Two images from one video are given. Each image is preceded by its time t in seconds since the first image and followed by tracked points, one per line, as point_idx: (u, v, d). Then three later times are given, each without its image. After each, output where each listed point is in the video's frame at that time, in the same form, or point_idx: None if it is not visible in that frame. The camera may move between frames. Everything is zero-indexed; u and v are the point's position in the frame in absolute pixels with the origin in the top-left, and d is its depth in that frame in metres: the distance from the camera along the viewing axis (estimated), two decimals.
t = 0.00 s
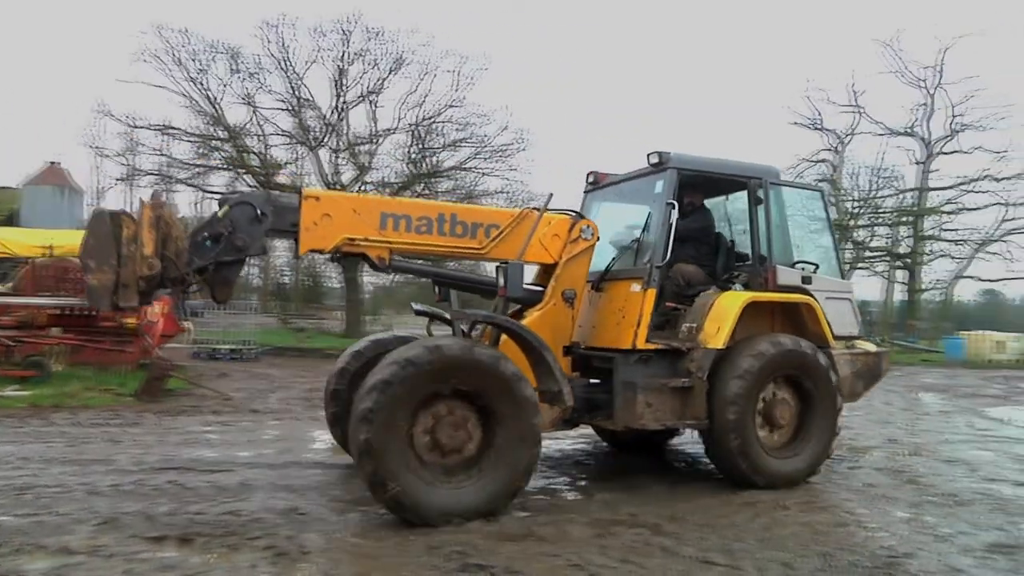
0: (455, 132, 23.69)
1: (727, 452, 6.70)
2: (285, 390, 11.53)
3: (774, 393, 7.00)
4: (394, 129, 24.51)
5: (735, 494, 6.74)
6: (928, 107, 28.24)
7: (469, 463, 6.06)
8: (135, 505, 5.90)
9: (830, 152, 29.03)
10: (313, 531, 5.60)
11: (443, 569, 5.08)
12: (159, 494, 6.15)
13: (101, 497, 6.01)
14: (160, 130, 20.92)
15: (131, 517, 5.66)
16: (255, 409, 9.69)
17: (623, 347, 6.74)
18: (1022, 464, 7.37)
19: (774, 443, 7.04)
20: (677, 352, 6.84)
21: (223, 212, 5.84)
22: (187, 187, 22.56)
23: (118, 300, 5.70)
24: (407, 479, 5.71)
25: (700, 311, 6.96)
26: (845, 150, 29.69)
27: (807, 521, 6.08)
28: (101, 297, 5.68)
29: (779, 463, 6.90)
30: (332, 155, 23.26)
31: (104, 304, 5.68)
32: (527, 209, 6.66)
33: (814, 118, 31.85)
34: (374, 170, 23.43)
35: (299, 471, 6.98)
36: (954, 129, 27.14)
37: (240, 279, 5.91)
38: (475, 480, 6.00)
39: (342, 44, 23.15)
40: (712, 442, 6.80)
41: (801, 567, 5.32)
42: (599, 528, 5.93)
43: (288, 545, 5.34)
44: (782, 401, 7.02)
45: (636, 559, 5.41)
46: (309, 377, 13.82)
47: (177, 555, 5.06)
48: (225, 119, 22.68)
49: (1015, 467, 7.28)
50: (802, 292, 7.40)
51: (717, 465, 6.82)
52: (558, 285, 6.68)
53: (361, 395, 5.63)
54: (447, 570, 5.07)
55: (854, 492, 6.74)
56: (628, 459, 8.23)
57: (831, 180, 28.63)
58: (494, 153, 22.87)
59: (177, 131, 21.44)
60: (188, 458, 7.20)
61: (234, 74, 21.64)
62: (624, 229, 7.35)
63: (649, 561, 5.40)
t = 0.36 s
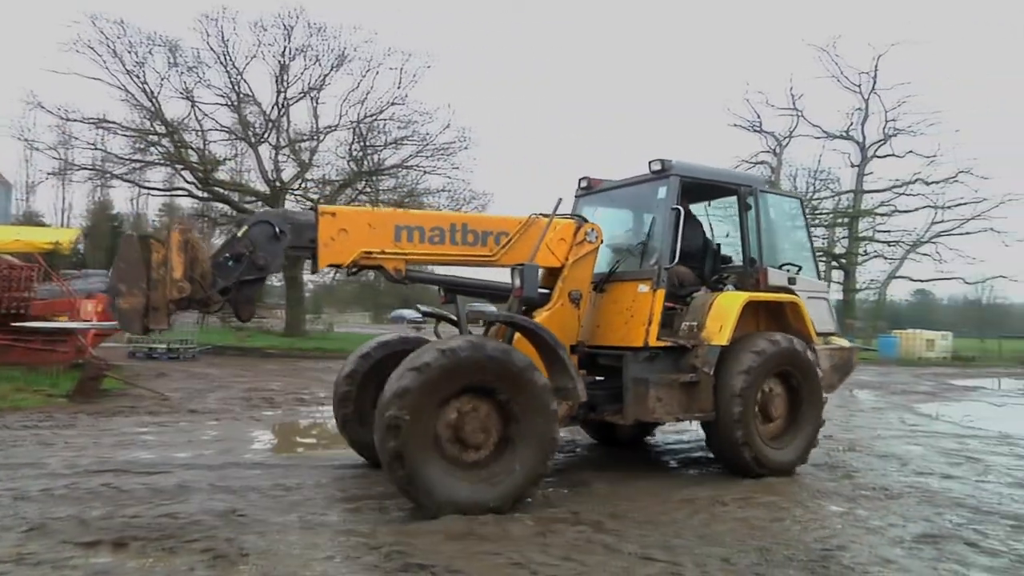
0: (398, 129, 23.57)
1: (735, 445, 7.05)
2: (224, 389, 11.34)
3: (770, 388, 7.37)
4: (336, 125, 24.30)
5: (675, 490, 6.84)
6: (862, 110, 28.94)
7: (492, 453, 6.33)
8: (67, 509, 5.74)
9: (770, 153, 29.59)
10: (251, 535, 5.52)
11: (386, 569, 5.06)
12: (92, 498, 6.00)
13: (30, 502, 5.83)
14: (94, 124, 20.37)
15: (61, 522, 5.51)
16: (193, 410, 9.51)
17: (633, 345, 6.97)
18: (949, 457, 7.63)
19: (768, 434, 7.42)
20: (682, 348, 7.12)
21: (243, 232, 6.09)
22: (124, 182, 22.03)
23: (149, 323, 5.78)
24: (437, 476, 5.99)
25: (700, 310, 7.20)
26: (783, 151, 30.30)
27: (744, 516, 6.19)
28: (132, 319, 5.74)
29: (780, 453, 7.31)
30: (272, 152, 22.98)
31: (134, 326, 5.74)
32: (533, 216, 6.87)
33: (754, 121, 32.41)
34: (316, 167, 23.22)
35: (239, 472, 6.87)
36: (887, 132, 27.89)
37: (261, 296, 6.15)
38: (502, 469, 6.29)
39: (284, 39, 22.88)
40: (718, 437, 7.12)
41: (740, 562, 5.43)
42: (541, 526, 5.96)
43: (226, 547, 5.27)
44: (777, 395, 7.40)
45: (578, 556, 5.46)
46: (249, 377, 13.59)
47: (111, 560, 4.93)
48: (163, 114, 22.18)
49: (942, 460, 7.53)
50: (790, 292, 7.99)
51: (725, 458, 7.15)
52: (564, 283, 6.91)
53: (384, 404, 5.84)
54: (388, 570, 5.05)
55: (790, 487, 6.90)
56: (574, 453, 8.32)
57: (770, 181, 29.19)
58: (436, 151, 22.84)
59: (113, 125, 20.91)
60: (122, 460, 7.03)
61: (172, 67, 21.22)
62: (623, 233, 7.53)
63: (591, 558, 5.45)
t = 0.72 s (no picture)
0: (343, 127, 23.35)
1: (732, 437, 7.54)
2: (164, 389, 11.13)
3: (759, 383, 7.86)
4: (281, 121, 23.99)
5: (620, 487, 6.92)
6: (803, 114, 29.51)
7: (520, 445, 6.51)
8: None
9: (714, 154, 30.01)
10: (190, 538, 5.42)
11: (328, 569, 5.02)
12: (23, 503, 5.82)
13: None
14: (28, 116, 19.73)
15: None
16: (131, 411, 9.29)
17: (643, 344, 7.19)
18: (884, 452, 7.83)
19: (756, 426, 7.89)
20: (684, 347, 7.45)
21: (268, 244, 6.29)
22: (60, 177, 21.44)
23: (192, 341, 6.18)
24: (472, 472, 6.15)
25: (697, 311, 7.49)
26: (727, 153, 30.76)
27: (687, 512, 6.28)
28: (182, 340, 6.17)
29: (770, 444, 7.83)
30: (215, 148, 22.62)
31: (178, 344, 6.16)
32: (545, 221, 7.12)
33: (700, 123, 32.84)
34: (259, 164, 22.97)
35: (180, 473, 6.75)
36: (827, 135, 28.48)
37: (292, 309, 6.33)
38: (530, 460, 6.47)
39: (227, 33, 22.51)
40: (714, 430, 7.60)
41: (682, 557, 5.50)
42: (487, 525, 5.97)
43: (164, 550, 5.17)
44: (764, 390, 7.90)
45: (522, 556, 5.48)
46: (190, 376, 13.36)
47: (42, 567, 4.80)
48: (101, 107, 21.62)
49: (878, 455, 7.73)
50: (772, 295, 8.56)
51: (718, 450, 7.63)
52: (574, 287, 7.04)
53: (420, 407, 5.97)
54: (331, 571, 5.00)
55: (732, 482, 7.03)
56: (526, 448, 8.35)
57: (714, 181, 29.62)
58: (381, 149, 22.70)
59: (47, 118, 20.29)
60: (55, 463, 6.84)
61: (111, 59, 20.71)
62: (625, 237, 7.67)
63: (535, 556, 5.48)
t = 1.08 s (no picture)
0: (287, 123, 23.08)
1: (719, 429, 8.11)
2: (102, 390, 10.87)
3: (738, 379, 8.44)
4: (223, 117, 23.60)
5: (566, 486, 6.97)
6: (746, 116, 30.01)
7: (535, 435, 6.78)
8: None
9: (658, 155, 30.38)
10: (126, 542, 5.31)
11: (272, 571, 4.95)
12: None
13: None
14: None
15: None
16: (66, 412, 9.06)
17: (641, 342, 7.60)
18: (824, 448, 8.01)
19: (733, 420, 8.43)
20: (675, 344, 7.88)
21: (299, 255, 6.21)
22: None
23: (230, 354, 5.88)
24: (496, 463, 6.38)
25: (685, 310, 7.95)
26: (671, 153, 31.17)
27: (630, 508, 6.37)
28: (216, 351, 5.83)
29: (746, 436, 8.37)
30: (156, 143, 22.17)
31: (216, 358, 5.85)
32: (546, 227, 7.39)
33: (646, 124, 33.21)
34: (201, 160, 22.61)
35: (118, 476, 6.61)
36: (769, 137, 29.03)
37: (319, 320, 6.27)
38: (545, 448, 6.75)
39: (168, 26, 22.08)
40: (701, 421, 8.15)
41: (626, 554, 5.55)
42: (434, 526, 5.98)
43: (99, 555, 5.05)
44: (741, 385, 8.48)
45: (467, 555, 5.48)
46: (129, 376, 13.09)
47: None
48: (35, 99, 20.99)
49: (818, 451, 7.90)
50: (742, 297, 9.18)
51: (704, 440, 8.18)
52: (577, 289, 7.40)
53: (445, 403, 6.16)
54: (274, 572, 4.95)
55: (677, 478, 7.15)
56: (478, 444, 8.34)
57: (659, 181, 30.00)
58: (326, 146, 22.49)
59: None
60: None
61: (45, 49, 20.15)
62: (617, 242, 8.11)
63: (480, 555, 5.50)
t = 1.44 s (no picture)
0: (232, 119, 22.73)
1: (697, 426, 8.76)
2: (38, 391, 10.59)
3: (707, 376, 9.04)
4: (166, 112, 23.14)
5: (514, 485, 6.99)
6: (692, 117, 30.37)
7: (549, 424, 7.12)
8: None
9: (605, 155, 30.60)
10: (61, 547, 5.18)
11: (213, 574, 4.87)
12: None
13: None
14: None
15: None
16: None
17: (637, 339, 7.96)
18: (766, 445, 8.15)
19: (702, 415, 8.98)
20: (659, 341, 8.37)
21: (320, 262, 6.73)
22: None
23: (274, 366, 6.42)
24: (518, 451, 6.73)
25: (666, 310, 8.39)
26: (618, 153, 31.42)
27: (577, 507, 6.41)
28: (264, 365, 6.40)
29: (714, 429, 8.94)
30: (96, 137, 21.68)
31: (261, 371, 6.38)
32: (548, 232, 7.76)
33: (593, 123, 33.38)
34: (143, 156, 22.21)
35: (55, 479, 6.45)
36: (714, 138, 29.41)
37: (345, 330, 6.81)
38: (558, 439, 7.14)
39: (109, 17, 21.60)
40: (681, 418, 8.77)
41: (571, 552, 5.59)
42: (380, 528, 5.96)
43: (33, 561, 4.93)
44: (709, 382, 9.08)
45: (412, 555, 5.45)
46: (67, 377, 12.76)
47: None
48: None
49: (760, 448, 8.04)
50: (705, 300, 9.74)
51: (683, 438, 8.82)
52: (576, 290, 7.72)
53: (470, 397, 6.47)
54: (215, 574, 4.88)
55: (624, 476, 7.22)
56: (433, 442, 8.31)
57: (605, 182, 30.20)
58: (271, 143, 22.22)
59: None
60: None
61: None
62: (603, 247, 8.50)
63: (426, 555, 5.48)
